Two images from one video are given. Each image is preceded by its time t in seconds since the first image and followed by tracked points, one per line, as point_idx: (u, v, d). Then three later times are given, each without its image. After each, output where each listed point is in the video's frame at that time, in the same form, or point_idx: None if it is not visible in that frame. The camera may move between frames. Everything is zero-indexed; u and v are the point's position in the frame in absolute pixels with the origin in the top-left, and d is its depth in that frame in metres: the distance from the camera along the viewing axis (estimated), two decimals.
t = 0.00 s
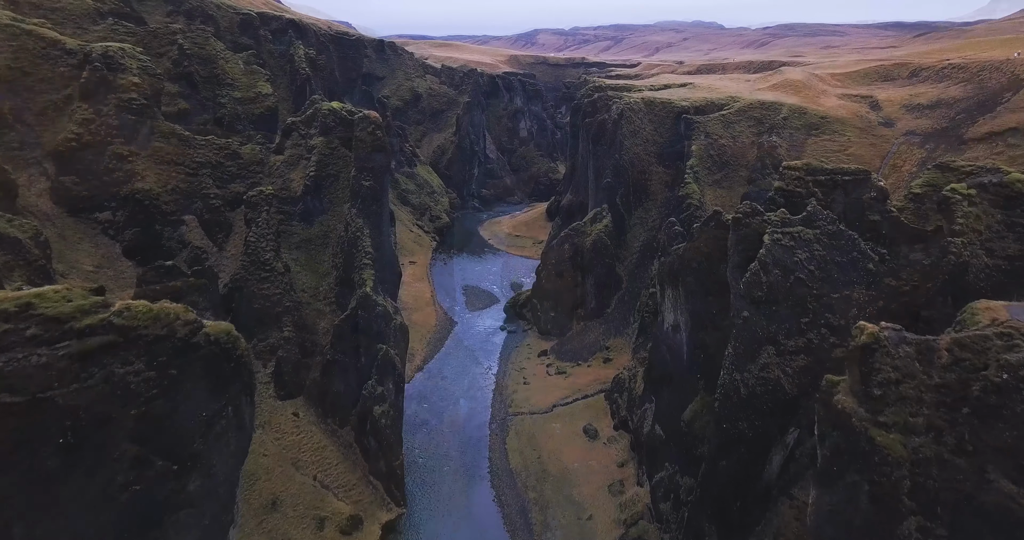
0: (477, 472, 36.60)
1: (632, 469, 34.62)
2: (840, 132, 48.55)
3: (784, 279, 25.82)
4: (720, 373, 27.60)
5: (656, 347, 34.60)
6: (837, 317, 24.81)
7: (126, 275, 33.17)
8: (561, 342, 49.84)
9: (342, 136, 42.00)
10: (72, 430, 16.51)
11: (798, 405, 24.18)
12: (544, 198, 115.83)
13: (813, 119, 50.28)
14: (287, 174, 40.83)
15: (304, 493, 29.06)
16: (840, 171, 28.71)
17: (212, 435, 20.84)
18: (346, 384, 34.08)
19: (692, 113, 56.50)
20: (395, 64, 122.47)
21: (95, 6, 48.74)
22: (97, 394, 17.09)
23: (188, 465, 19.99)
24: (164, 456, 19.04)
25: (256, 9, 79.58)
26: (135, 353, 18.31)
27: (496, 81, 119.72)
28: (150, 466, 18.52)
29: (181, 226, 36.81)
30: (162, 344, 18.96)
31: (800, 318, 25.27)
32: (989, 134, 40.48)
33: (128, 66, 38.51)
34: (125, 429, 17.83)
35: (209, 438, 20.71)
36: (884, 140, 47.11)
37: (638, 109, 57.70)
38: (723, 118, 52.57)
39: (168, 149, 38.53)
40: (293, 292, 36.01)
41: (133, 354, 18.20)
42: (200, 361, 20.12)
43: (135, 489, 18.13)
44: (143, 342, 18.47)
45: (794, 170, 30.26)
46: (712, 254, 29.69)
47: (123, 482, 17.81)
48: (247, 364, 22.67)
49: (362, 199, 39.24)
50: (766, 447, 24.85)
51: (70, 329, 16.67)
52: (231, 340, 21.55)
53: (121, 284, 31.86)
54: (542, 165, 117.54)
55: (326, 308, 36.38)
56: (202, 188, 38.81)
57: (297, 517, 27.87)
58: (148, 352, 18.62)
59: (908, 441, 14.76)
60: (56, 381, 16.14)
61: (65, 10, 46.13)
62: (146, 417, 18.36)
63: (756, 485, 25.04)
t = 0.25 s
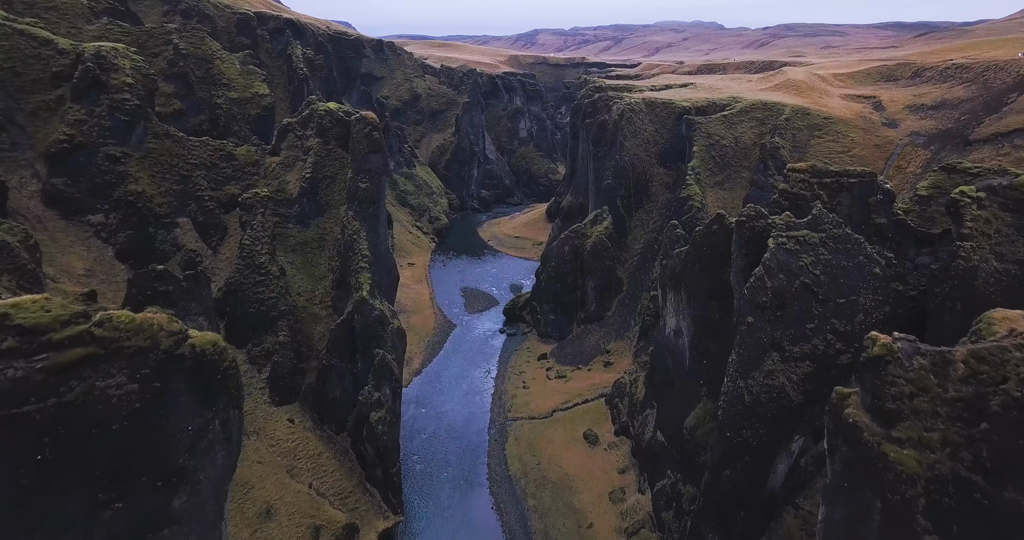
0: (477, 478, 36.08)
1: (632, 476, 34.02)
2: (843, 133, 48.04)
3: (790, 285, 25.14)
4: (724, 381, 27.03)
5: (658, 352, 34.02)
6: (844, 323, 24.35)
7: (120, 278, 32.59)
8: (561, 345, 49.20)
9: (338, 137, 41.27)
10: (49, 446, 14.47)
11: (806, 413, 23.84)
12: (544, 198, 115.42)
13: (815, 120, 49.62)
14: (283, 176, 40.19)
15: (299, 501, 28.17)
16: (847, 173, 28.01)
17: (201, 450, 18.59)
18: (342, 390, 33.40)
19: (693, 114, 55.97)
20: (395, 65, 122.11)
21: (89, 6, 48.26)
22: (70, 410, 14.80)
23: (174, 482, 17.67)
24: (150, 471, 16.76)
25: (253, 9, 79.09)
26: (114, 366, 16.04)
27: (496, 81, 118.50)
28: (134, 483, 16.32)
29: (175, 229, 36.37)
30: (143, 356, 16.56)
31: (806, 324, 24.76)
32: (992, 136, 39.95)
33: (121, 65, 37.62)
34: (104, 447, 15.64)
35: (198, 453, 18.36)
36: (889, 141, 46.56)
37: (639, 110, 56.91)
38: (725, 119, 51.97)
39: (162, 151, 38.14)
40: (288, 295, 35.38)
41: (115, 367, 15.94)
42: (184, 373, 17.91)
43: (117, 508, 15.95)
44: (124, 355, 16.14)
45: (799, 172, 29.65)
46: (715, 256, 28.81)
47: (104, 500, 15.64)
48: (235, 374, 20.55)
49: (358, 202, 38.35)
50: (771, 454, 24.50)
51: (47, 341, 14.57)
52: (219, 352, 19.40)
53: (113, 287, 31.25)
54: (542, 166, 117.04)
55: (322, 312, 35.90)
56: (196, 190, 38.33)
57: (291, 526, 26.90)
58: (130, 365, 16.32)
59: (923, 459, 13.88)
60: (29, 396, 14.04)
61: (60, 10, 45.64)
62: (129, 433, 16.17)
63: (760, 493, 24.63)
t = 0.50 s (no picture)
0: (475, 484, 35.53)
1: (634, 483, 33.36)
2: (847, 133, 47.45)
3: (795, 290, 24.56)
4: (727, 388, 26.42)
5: (659, 356, 33.44)
6: (851, 328, 23.72)
7: (112, 282, 31.92)
8: (561, 349, 48.60)
9: (335, 138, 40.68)
10: (27, 463, 15.90)
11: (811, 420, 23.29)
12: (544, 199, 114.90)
13: (818, 121, 49.02)
14: (279, 178, 39.63)
15: (295, 509, 27.54)
16: (853, 175, 27.47)
17: (185, 465, 20.76)
18: (338, 395, 32.82)
19: (695, 114, 55.42)
20: (394, 65, 121.57)
21: (84, 5, 47.75)
22: (50, 423, 16.28)
23: (158, 498, 19.63)
24: (133, 486, 18.61)
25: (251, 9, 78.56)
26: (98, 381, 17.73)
27: (495, 80, 117.93)
28: (117, 497, 18.10)
29: (169, 231, 35.85)
30: (127, 371, 18.42)
31: (812, 329, 24.16)
32: (998, 137, 39.36)
33: (114, 65, 37.20)
34: (91, 459, 17.38)
35: (182, 468, 20.51)
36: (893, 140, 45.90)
37: (640, 111, 56.29)
38: (727, 120, 51.43)
39: (156, 151, 37.59)
40: (283, 299, 34.80)
41: (97, 381, 17.60)
42: (167, 391, 19.89)
43: (100, 524, 17.69)
44: (108, 369, 17.89)
45: (804, 174, 28.99)
46: (717, 260, 28.26)
47: (87, 517, 17.32)
48: (216, 388, 23.24)
49: (355, 204, 37.72)
50: (775, 463, 23.99)
51: (25, 353, 16.02)
52: (201, 363, 21.76)
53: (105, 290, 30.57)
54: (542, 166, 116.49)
55: (318, 316, 35.32)
56: (191, 192, 37.79)
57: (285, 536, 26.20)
58: (113, 379, 18.05)
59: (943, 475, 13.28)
60: (8, 411, 15.40)
61: (55, 10, 45.10)
62: (114, 447, 17.99)
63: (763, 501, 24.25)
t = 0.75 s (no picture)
0: (474, 491, 34.94)
1: (635, 490, 32.75)
2: (851, 134, 46.80)
3: (801, 296, 24.03)
4: (731, 395, 25.86)
5: (661, 361, 32.89)
6: (857, 334, 23.17)
7: (104, 285, 31.24)
8: (561, 352, 48.07)
9: (331, 140, 40.13)
10: (5, 481, 15.33)
11: (818, 427, 22.77)
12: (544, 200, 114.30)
13: (822, 121, 48.38)
14: (275, 180, 39.09)
15: (290, 518, 26.93)
16: (859, 177, 26.93)
17: (169, 481, 20.47)
18: (334, 401, 32.25)
19: (697, 115, 54.85)
20: (393, 65, 121.05)
21: (78, 5, 47.20)
22: (26, 441, 15.82)
23: (141, 516, 19.25)
24: (115, 505, 18.21)
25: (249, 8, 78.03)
26: (78, 395, 17.39)
27: (495, 81, 117.34)
28: (98, 515, 17.66)
29: (162, 234, 35.29)
30: (108, 384, 18.13)
31: (818, 336, 23.62)
32: (1006, 138, 38.73)
33: (107, 65, 36.76)
34: (70, 478, 16.88)
35: (164, 484, 20.16)
36: (899, 143, 45.16)
37: (641, 112, 55.73)
38: (729, 121, 50.86)
39: (149, 153, 37.05)
40: (278, 303, 34.27)
41: (75, 396, 17.24)
42: (150, 403, 19.57)
43: None
44: (87, 381, 17.59)
45: (810, 176, 28.36)
46: (720, 264, 27.73)
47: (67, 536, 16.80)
48: (203, 401, 22.93)
49: (352, 205, 37.10)
50: (782, 474, 23.44)
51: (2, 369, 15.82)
52: (187, 376, 21.36)
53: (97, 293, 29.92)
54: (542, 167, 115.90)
55: (314, 320, 34.74)
56: (185, 194, 37.21)
57: None
58: (93, 393, 17.72)
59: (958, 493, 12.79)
60: None
61: (48, 9, 44.50)
62: (97, 463, 17.61)
63: (768, 513, 23.70)
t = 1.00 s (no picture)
0: (473, 498, 34.40)
1: (637, 497, 32.19)
2: (854, 135, 46.22)
3: (806, 301, 23.47)
4: (735, 402, 25.29)
5: (662, 366, 32.33)
6: (864, 341, 22.73)
7: (97, 289, 30.63)
8: (561, 356, 47.51)
9: (328, 141, 39.60)
10: None
11: (824, 435, 22.33)
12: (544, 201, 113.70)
13: (825, 122, 47.80)
14: (270, 181, 38.55)
15: (285, 526, 26.27)
16: (866, 180, 26.39)
17: (154, 498, 20.36)
18: (330, 407, 31.67)
19: (698, 116, 54.29)
20: (392, 65, 120.55)
21: (73, 4, 46.65)
22: None
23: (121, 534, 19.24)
24: (93, 521, 18.29)
25: (246, 8, 77.52)
26: (55, 410, 17.50)
27: (495, 81, 116.78)
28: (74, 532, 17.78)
29: (156, 236, 34.74)
30: (88, 398, 18.22)
31: (824, 342, 23.10)
32: (1012, 139, 38.15)
33: (101, 65, 36.31)
34: (45, 494, 16.99)
35: (148, 502, 20.07)
36: (903, 143, 44.62)
37: (642, 112, 55.18)
38: (731, 121, 50.30)
39: (143, 154, 36.49)
40: (274, 307, 33.71)
41: (53, 411, 17.37)
42: (130, 418, 19.50)
43: None
44: (64, 396, 17.70)
45: (815, 178, 27.76)
46: (724, 269, 27.18)
47: None
48: (191, 416, 22.71)
49: (349, 207, 36.53)
50: (787, 483, 22.99)
51: None
52: (172, 391, 21.26)
53: (89, 297, 29.29)
54: (542, 167, 115.31)
55: (310, 323, 34.13)
56: (179, 196, 36.64)
57: None
58: (71, 408, 17.82)
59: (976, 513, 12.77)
60: None
61: (42, 8, 43.90)
62: (74, 480, 17.68)
63: (774, 523, 23.21)
